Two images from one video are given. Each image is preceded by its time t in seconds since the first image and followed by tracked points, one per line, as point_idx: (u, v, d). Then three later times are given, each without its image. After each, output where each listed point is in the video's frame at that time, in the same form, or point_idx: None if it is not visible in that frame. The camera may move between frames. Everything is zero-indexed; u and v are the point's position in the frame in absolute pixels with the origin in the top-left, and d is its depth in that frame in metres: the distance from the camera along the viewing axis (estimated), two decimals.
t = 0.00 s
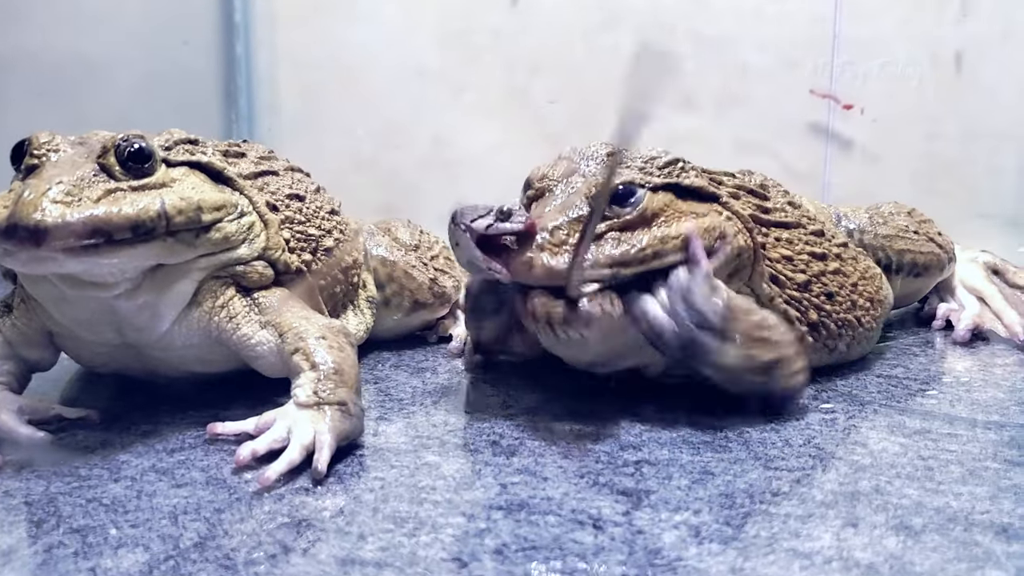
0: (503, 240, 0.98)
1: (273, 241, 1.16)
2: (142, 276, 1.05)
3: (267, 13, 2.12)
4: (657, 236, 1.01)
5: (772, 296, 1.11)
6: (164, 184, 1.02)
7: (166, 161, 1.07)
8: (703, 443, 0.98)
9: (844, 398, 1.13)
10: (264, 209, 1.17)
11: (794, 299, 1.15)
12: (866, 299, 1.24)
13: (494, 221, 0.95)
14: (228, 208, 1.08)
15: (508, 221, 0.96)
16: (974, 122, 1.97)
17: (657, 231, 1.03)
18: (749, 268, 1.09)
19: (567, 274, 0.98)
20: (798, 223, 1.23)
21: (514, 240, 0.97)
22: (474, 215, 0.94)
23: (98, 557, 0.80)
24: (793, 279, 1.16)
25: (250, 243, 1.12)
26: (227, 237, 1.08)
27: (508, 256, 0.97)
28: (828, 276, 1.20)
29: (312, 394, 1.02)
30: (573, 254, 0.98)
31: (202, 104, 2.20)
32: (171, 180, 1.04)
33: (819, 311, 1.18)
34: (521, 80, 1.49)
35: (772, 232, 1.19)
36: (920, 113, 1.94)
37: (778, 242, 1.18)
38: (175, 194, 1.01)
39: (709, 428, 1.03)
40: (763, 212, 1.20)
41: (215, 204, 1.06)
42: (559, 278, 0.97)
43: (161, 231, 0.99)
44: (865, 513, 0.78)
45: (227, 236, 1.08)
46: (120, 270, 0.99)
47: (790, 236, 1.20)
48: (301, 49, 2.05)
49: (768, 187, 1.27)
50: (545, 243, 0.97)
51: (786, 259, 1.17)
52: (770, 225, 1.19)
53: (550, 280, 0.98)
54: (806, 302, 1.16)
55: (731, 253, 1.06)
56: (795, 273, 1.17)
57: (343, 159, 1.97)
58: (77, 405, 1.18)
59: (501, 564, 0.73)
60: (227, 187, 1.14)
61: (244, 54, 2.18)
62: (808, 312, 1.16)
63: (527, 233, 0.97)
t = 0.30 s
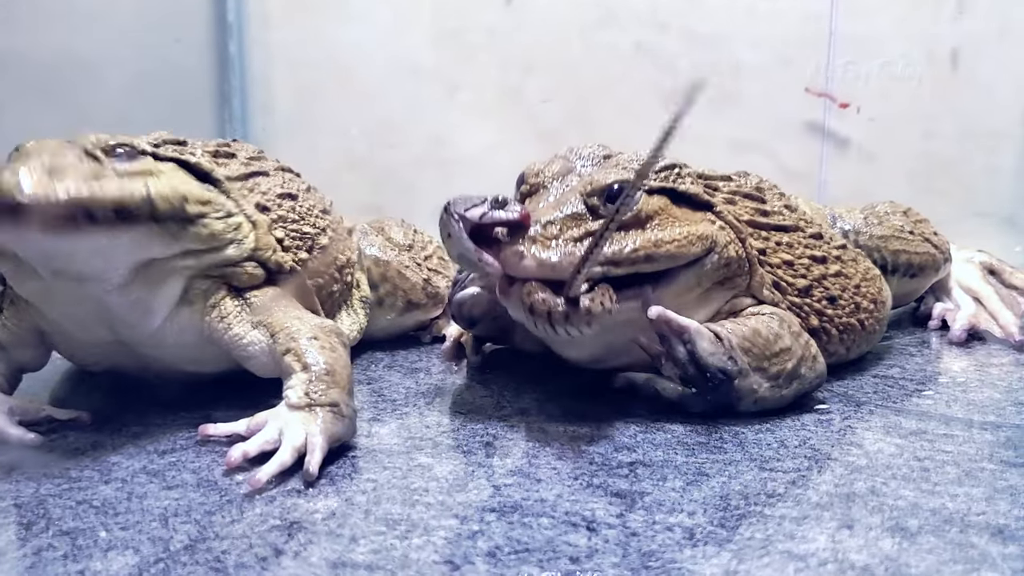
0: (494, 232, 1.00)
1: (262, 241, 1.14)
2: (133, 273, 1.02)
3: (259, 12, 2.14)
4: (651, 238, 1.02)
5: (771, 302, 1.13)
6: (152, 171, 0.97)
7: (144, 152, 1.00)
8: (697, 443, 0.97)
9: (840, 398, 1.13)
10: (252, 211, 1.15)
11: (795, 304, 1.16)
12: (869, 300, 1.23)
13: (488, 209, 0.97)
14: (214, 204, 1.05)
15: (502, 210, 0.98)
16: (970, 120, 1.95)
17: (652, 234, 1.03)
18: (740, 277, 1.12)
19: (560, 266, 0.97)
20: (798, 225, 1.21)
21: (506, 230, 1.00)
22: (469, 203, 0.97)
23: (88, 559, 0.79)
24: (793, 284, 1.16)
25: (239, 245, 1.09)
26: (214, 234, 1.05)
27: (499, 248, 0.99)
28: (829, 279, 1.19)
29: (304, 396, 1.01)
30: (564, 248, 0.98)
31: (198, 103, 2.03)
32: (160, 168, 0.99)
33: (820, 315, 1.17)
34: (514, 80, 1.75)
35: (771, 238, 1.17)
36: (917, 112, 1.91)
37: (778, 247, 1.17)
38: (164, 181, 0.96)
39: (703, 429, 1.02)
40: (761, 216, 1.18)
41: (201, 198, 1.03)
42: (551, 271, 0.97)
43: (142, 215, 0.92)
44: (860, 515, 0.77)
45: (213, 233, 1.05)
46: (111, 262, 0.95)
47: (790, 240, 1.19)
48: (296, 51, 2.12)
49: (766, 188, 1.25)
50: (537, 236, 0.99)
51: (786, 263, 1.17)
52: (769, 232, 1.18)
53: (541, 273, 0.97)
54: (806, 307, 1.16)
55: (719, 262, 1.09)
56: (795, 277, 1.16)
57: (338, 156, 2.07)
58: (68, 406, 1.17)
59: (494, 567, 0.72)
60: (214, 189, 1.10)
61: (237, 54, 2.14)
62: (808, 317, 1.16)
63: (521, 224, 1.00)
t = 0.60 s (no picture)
0: (488, 266, 1.00)
1: (244, 227, 1.12)
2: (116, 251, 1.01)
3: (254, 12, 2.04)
4: (645, 261, 1.02)
5: (768, 309, 1.13)
6: (130, 148, 0.96)
7: (122, 129, 1.00)
8: (692, 445, 0.97)
9: (835, 399, 1.13)
10: (235, 196, 1.13)
11: (793, 310, 1.15)
12: (864, 299, 1.22)
13: (481, 248, 0.97)
14: (198, 182, 1.02)
15: (495, 247, 0.98)
16: (972, 118, 1.93)
17: (644, 255, 1.03)
18: (737, 287, 1.11)
19: (558, 299, 0.97)
20: (793, 226, 1.21)
21: (501, 264, 1.00)
22: (461, 243, 0.97)
23: (80, 562, 0.79)
24: (790, 288, 1.15)
25: (221, 229, 1.07)
26: (194, 213, 1.02)
27: (495, 284, 1.00)
28: (826, 280, 1.19)
29: (298, 398, 1.01)
30: (559, 279, 0.98)
31: (191, 100, 2.05)
32: (139, 145, 0.98)
33: (818, 318, 1.17)
34: (513, 78, 1.96)
35: (765, 241, 1.17)
36: (914, 112, 1.93)
37: (775, 249, 1.17)
38: (140, 156, 0.95)
39: (698, 429, 1.02)
40: (752, 221, 1.18)
41: (183, 174, 1.00)
42: (548, 303, 0.97)
43: (122, 188, 0.92)
44: (855, 516, 0.77)
45: (194, 211, 1.02)
46: (89, 234, 0.95)
47: (786, 242, 1.18)
48: (293, 52, 2.04)
49: (756, 187, 1.25)
50: (531, 268, 0.99)
51: (783, 267, 1.16)
52: (763, 235, 1.18)
53: (540, 306, 0.97)
54: (804, 312, 1.16)
55: (714, 275, 1.08)
56: (793, 281, 1.16)
57: (335, 160, 2.06)
58: (62, 408, 1.17)
59: (488, 568, 0.72)
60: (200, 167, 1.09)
61: (233, 53, 2.06)
62: (806, 321, 1.16)
63: (515, 258, 1.00)
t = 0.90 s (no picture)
0: (489, 271, 1.00)
1: (238, 227, 1.12)
2: (105, 260, 1.01)
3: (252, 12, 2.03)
4: (647, 264, 1.00)
5: (767, 310, 1.12)
6: (122, 159, 0.97)
7: (114, 134, 1.01)
8: (688, 445, 0.97)
9: (834, 400, 1.12)
10: (230, 196, 1.14)
11: (789, 310, 1.15)
12: (857, 296, 1.22)
13: (483, 254, 0.96)
14: (192, 186, 1.03)
15: (497, 252, 0.96)
16: (971, 116, 1.93)
17: (646, 259, 1.01)
18: (736, 289, 1.11)
19: (561, 303, 0.97)
20: (792, 224, 1.21)
21: (503, 269, 0.99)
22: (462, 248, 0.97)
23: (74, 564, 0.78)
24: (789, 287, 1.15)
25: (212, 229, 1.07)
26: (188, 217, 1.02)
27: (497, 288, 0.99)
28: (824, 277, 1.18)
29: (295, 400, 1.00)
30: (562, 283, 0.98)
31: (190, 99, 2.04)
32: (131, 154, 0.99)
33: (816, 316, 1.17)
34: (510, 80, 1.96)
35: (763, 241, 1.17)
36: (912, 112, 1.92)
37: (773, 247, 1.17)
38: (135, 167, 0.95)
39: (694, 430, 1.02)
40: (750, 221, 1.18)
41: (177, 180, 1.00)
42: (552, 308, 0.97)
43: (117, 204, 0.93)
44: (853, 518, 0.77)
45: (188, 215, 1.02)
46: (84, 243, 0.95)
47: (785, 239, 1.18)
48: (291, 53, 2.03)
49: (753, 184, 1.24)
50: (533, 273, 0.99)
51: (782, 266, 1.16)
52: (761, 235, 1.18)
53: (543, 311, 0.97)
54: (802, 311, 1.16)
55: (714, 277, 1.08)
56: (791, 280, 1.16)
57: (331, 161, 2.06)
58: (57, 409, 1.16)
59: (483, 571, 0.71)
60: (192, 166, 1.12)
61: (230, 53, 2.05)
62: (801, 320, 1.16)
63: (518, 262, 0.99)
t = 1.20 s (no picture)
0: (489, 270, 1.00)
1: (241, 232, 1.13)
2: (106, 269, 1.01)
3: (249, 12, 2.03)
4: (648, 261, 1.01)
5: (765, 310, 1.12)
6: (127, 171, 0.98)
7: (118, 145, 1.02)
8: (687, 446, 0.97)
9: (832, 401, 1.12)
10: (234, 202, 1.15)
11: (787, 308, 1.14)
12: (852, 294, 1.22)
13: (484, 253, 0.95)
14: (196, 195, 1.05)
15: (497, 250, 0.96)
16: (968, 116, 1.92)
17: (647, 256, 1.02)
18: (735, 286, 1.10)
19: (562, 300, 0.97)
20: (790, 220, 1.21)
21: (503, 268, 0.99)
22: (463, 247, 0.96)
23: (71, 567, 0.78)
24: (788, 284, 1.15)
25: (217, 234, 1.09)
26: (193, 225, 1.04)
27: (498, 286, 0.99)
28: (821, 275, 1.18)
29: (292, 401, 1.00)
30: (563, 281, 0.98)
31: (187, 100, 2.04)
32: (136, 165, 1.00)
33: (814, 314, 1.17)
34: (508, 80, 1.96)
35: (762, 237, 1.17)
36: (910, 111, 1.92)
37: (772, 244, 1.17)
38: (139, 181, 0.97)
39: (693, 431, 1.02)
40: (749, 218, 1.18)
41: (181, 191, 1.02)
42: (553, 305, 0.97)
43: (125, 219, 0.95)
44: (852, 519, 0.77)
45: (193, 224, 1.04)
46: (88, 255, 0.95)
47: (783, 235, 1.18)
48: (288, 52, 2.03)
49: (751, 181, 1.24)
50: (534, 270, 0.99)
51: (780, 263, 1.16)
52: (760, 231, 1.18)
53: (544, 309, 0.97)
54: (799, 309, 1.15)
55: (714, 274, 1.08)
56: (789, 277, 1.15)
57: (328, 161, 2.05)
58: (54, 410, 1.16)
59: (481, 572, 0.71)
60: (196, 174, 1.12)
61: (227, 54, 2.04)
62: (797, 319, 1.15)
63: (519, 260, 0.99)
